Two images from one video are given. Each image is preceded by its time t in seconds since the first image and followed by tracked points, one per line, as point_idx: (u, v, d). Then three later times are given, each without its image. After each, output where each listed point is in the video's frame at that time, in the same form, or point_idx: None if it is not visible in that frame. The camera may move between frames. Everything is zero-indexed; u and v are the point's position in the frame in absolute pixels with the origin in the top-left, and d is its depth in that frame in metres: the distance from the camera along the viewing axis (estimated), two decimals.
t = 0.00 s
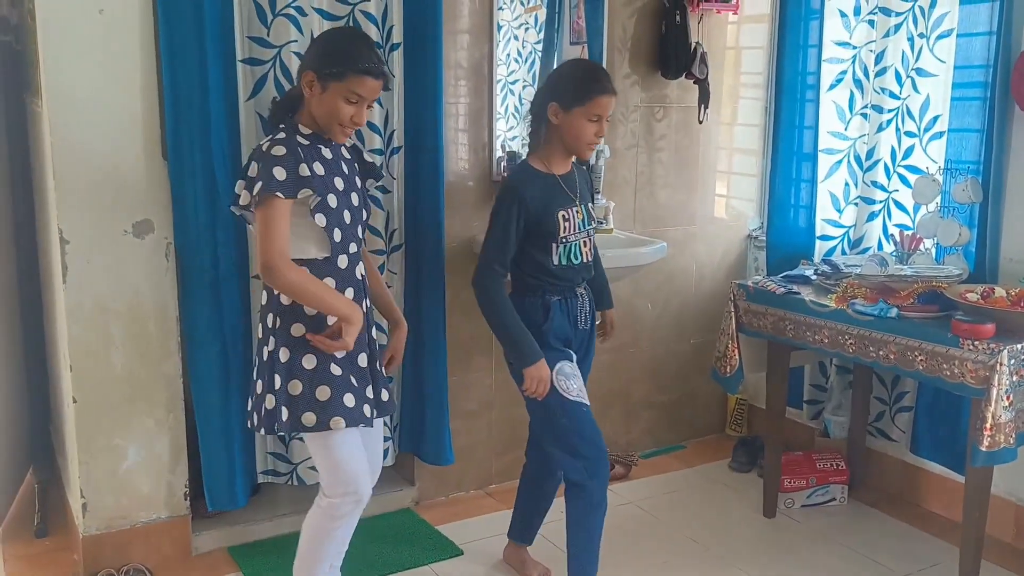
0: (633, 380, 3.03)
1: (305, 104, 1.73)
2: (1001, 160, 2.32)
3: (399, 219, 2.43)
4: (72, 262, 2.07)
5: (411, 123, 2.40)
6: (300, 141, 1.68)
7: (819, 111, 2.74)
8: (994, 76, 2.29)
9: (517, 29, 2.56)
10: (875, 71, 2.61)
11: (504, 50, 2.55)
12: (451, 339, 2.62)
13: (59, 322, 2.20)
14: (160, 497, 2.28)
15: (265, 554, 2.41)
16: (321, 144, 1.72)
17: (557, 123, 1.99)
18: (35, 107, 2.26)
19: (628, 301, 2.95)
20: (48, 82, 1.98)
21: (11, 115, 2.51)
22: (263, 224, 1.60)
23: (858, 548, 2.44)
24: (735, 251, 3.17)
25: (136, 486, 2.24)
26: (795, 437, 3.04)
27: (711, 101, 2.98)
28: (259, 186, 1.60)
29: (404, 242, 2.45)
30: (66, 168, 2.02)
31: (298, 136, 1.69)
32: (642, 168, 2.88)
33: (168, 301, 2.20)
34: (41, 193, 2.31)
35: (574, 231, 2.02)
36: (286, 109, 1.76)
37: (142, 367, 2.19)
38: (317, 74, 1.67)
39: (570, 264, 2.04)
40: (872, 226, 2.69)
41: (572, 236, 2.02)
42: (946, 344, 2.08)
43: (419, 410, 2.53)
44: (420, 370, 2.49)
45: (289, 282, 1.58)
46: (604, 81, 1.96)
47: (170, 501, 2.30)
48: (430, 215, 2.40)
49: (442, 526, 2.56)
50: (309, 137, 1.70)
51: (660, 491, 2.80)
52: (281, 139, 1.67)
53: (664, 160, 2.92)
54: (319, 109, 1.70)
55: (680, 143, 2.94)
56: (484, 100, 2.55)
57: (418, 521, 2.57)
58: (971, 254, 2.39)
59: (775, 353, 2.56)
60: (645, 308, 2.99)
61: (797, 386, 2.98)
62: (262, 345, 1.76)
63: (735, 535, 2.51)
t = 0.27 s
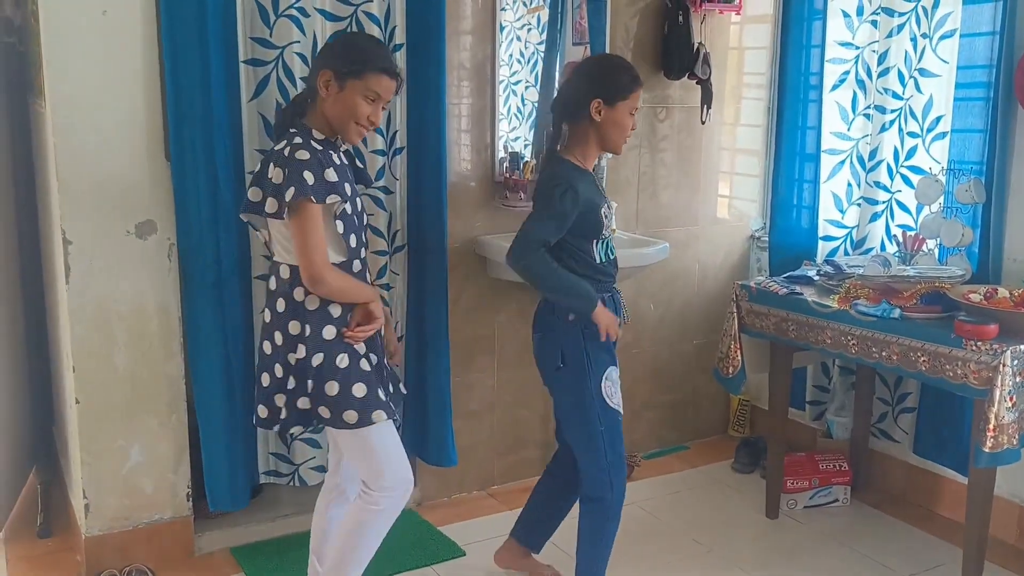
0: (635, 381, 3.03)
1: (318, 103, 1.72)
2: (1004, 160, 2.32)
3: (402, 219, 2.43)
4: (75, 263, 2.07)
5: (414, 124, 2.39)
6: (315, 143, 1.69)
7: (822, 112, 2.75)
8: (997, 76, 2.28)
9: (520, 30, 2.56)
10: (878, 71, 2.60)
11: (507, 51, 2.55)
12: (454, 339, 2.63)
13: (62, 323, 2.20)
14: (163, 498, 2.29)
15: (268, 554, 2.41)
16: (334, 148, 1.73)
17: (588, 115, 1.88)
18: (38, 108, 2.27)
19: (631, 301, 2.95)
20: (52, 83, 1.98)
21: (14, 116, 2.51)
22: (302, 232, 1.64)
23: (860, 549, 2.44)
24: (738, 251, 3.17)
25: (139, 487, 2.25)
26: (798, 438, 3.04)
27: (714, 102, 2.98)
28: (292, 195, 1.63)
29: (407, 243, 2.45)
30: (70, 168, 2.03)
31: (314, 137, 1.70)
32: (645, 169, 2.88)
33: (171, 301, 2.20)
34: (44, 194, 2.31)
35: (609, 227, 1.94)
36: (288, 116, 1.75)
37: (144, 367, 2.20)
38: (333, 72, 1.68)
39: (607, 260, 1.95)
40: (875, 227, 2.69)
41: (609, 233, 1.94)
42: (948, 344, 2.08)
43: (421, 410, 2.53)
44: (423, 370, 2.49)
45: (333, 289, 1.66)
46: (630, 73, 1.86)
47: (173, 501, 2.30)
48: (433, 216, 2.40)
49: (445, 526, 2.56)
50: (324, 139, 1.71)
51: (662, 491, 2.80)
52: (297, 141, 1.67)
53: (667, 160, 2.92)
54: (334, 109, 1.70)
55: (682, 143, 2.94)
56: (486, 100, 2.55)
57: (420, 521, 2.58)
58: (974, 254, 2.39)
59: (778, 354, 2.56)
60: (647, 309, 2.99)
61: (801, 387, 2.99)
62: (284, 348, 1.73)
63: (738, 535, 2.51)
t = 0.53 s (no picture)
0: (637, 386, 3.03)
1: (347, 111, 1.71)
2: (1005, 165, 2.32)
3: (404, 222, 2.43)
4: (78, 265, 2.08)
5: (415, 128, 2.40)
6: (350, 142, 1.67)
7: (824, 117, 2.76)
8: (999, 81, 2.29)
9: (521, 34, 2.56)
10: (880, 76, 2.60)
11: (509, 55, 2.56)
12: (456, 342, 2.63)
13: (64, 325, 2.20)
14: (164, 501, 2.28)
15: (269, 557, 2.41)
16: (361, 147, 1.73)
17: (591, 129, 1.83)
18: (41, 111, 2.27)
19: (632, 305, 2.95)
20: (55, 85, 1.99)
21: (17, 120, 2.52)
22: (379, 245, 1.64)
23: (862, 554, 2.43)
24: (740, 255, 3.17)
25: (141, 489, 2.25)
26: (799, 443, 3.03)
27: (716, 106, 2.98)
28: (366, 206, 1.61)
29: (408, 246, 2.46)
30: (73, 171, 2.03)
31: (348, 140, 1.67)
32: (646, 173, 2.88)
33: (173, 304, 2.20)
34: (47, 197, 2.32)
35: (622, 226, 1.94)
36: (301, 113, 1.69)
37: (146, 370, 2.20)
38: (364, 77, 1.67)
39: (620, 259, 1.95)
40: (877, 231, 2.68)
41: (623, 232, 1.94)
42: (951, 349, 2.08)
43: (422, 414, 2.53)
44: (424, 373, 2.48)
45: (406, 301, 1.72)
46: (629, 83, 1.81)
47: (174, 504, 2.30)
48: (435, 219, 2.41)
49: (446, 530, 2.55)
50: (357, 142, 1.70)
51: (664, 496, 2.80)
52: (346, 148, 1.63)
53: (669, 165, 2.92)
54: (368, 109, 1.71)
55: (684, 148, 2.94)
56: (488, 104, 2.55)
57: (421, 525, 2.57)
58: (976, 259, 2.39)
59: (779, 359, 2.56)
60: (649, 313, 2.99)
61: (804, 391, 2.99)
62: (330, 354, 1.68)
63: (739, 540, 2.50)
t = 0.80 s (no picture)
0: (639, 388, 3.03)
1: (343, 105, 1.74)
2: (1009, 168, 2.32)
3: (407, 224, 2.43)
4: (81, 266, 2.08)
5: (418, 130, 2.40)
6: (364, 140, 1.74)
7: (827, 120, 2.76)
8: (1003, 85, 2.28)
9: (525, 37, 2.56)
10: (883, 79, 2.59)
11: (512, 57, 2.56)
12: (458, 344, 2.63)
13: (67, 326, 2.20)
14: (166, 501, 2.28)
15: (271, 559, 2.41)
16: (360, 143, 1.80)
17: (610, 129, 1.87)
18: (45, 111, 2.27)
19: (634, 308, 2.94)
20: (59, 85, 1.99)
21: (22, 121, 2.53)
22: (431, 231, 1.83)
23: (865, 558, 2.43)
24: (742, 259, 3.16)
25: (143, 490, 2.24)
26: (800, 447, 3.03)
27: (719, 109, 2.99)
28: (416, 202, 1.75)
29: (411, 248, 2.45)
30: (77, 172, 2.03)
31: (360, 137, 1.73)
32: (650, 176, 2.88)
33: (175, 305, 2.20)
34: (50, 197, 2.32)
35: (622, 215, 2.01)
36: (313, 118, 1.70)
37: (149, 371, 2.20)
38: (359, 72, 1.71)
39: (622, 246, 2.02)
40: (880, 235, 2.68)
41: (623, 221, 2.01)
42: (953, 353, 2.08)
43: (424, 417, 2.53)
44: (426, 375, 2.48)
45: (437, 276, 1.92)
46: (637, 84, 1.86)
47: (176, 505, 2.30)
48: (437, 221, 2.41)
49: (448, 532, 2.55)
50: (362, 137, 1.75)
51: (666, 499, 2.79)
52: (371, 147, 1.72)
53: (672, 167, 2.92)
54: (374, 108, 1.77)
55: (687, 150, 2.94)
56: (492, 107, 2.55)
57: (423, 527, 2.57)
58: (979, 263, 2.39)
59: (781, 362, 2.55)
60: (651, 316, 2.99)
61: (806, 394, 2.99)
62: (385, 342, 1.79)
63: (741, 544, 2.50)
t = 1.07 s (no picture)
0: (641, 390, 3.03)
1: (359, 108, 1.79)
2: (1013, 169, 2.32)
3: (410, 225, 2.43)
4: (84, 267, 2.08)
5: (421, 131, 2.40)
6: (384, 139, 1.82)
7: (830, 121, 2.76)
8: (1006, 86, 2.28)
9: (528, 38, 2.57)
10: (886, 81, 2.59)
11: (515, 58, 2.56)
12: (460, 345, 2.63)
13: (71, 326, 2.21)
14: (169, 502, 2.28)
15: (274, 559, 2.41)
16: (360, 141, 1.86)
17: (651, 127, 1.84)
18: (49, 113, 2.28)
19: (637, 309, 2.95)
20: (63, 87, 2.00)
21: (26, 123, 2.53)
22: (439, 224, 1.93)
23: (867, 560, 2.43)
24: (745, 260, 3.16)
25: (146, 491, 2.25)
26: (803, 448, 3.02)
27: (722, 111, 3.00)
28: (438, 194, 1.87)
29: (414, 248, 2.45)
30: (81, 174, 2.04)
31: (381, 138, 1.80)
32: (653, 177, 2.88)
33: (178, 306, 2.21)
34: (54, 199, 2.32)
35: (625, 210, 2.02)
36: (339, 118, 1.74)
37: (152, 372, 2.20)
38: (375, 75, 1.78)
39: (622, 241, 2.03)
40: (883, 237, 2.68)
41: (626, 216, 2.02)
42: (956, 354, 2.07)
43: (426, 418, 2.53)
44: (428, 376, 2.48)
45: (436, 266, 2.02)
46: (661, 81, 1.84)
47: (179, 505, 2.30)
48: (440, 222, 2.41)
49: (451, 533, 2.55)
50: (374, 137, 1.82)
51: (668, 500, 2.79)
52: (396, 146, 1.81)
53: (674, 169, 2.92)
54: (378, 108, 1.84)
55: (690, 152, 2.94)
56: (495, 108, 2.55)
57: (425, 528, 2.57)
58: (983, 264, 2.39)
59: (784, 364, 2.55)
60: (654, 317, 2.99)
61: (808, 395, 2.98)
62: (417, 328, 1.92)
63: (743, 545, 2.50)
